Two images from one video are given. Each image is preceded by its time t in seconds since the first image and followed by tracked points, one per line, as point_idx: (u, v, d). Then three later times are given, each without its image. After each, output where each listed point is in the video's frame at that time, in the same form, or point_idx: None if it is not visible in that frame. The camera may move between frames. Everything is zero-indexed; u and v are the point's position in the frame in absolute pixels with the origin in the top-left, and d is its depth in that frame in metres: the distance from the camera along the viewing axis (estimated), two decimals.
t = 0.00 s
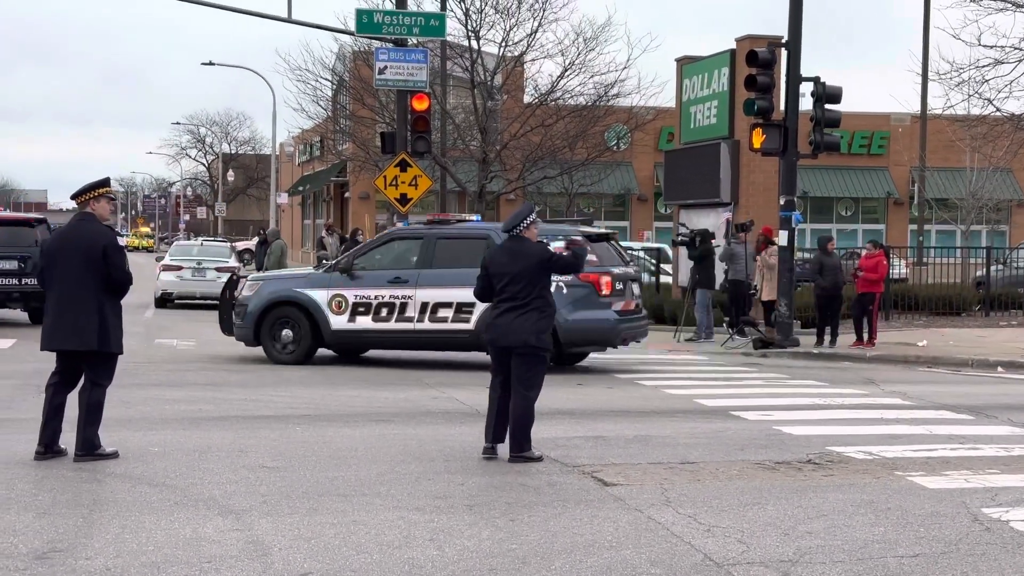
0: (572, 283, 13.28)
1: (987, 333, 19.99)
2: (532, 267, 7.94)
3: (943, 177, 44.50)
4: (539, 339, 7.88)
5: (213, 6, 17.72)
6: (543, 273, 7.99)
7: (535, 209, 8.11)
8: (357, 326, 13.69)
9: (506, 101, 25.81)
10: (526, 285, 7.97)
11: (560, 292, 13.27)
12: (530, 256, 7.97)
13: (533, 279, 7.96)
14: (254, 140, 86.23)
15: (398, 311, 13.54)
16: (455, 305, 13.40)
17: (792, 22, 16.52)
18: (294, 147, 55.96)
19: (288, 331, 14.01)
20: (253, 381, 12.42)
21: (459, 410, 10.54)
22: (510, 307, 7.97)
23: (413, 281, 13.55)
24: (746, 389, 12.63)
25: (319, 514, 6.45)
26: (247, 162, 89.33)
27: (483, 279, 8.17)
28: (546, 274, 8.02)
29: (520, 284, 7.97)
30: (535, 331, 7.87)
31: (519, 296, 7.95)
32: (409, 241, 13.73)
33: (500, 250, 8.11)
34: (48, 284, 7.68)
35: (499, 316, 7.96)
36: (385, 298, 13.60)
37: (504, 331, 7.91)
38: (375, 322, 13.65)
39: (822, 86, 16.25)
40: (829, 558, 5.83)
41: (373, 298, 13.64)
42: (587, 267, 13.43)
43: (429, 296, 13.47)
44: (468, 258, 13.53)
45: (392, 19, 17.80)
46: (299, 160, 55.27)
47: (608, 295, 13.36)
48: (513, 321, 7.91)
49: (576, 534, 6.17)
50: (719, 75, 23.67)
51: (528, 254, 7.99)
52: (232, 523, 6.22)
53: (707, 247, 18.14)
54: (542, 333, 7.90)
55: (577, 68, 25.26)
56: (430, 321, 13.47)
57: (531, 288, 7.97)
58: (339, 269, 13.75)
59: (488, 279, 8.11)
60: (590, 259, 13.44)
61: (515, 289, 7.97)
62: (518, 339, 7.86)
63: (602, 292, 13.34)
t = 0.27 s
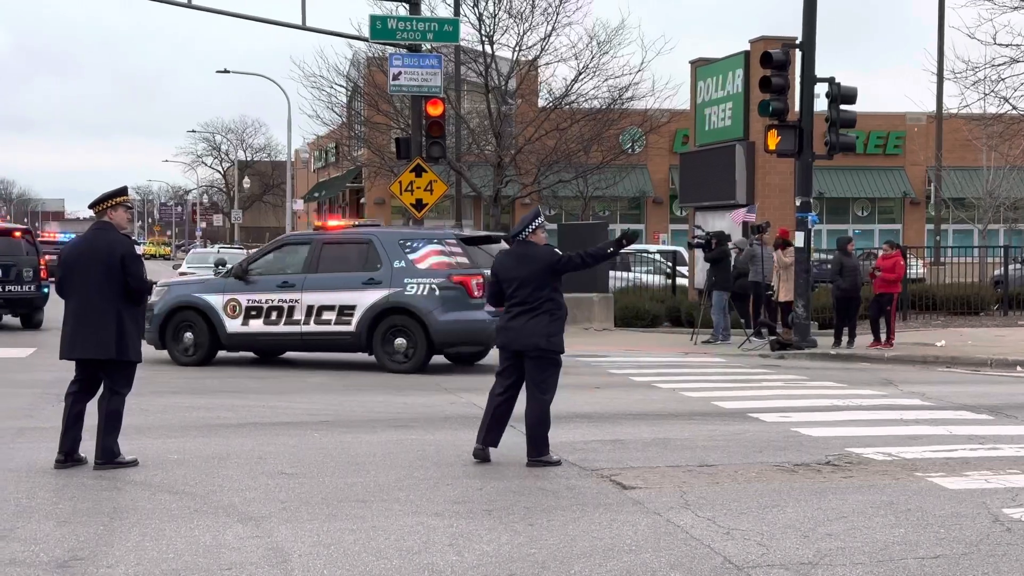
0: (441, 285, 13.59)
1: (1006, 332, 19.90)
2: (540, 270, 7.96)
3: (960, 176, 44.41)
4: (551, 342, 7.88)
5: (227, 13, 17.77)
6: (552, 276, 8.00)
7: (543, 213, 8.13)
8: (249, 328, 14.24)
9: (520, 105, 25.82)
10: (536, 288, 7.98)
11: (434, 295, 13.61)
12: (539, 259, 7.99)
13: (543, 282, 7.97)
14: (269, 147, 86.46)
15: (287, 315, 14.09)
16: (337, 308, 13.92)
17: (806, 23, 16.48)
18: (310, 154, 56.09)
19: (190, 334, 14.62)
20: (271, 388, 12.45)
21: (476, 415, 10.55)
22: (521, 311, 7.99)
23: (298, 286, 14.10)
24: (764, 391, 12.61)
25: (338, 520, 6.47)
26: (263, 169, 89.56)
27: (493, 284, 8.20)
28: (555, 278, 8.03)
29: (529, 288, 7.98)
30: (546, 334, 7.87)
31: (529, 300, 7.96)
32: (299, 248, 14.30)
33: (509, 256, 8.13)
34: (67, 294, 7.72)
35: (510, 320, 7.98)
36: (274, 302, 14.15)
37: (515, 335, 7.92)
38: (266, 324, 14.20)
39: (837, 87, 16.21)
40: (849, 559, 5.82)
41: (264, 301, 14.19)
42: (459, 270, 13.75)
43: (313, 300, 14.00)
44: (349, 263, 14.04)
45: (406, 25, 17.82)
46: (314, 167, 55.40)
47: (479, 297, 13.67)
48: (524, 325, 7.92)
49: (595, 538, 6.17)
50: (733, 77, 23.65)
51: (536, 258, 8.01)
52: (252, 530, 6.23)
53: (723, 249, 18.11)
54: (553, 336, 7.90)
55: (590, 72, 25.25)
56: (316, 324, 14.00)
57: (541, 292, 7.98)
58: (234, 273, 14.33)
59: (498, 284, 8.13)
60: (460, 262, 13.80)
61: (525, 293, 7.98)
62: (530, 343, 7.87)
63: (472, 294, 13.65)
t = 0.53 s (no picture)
0: (328, 288, 13.82)
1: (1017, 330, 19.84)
2: (535, 274, 7.96)
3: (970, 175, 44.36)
4: (548, 346, 7.85)
5: (235, 19, 17.80)
6: (548, 281, 7.99)
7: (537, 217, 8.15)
8: (156, 330, 14.67)
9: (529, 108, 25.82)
10: (532, 292, 7.98)
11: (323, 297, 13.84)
12: (534, 264, 8.00)
13: (538, 287, 7.97)
14: (278, 152, 86.59)
15: (193, 317, 14.49)
16: (237, 310, 14.26)
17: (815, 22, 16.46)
18: (318, 159, 56.17)
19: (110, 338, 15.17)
20: (282, 393, 12.47)
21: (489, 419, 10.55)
22: (517, 315, 7.98)
23: (202, 289, 14.50)
24: (775, 392, 12.59)
25: (351, 526, 6.47)
26: (272, 174, 89.70)
27: (492, 290, 8.22)
28: (552, 281, 8.01)
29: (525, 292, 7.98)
30: (543, 337, 7.85)
31: (525, 304, 7.96)
32: (206, 253, 14.74)
33: (506, 261, 8.14)
34: (78, 302, 7.74)
35: (507, 324, 7.98)
36: (180, 305, 14.58)
37: (512, 338, 7.91)
38: (173, 327, 14.60)
39: (846, 86, 16.19)
40: (863, 561, 5.80)
41: (172, 305, 14.63)
42: (347, 272, 13.94)
43: (215, 302, 14.38)
44: (249, 266, 14.39)
45: (413, 29, 17.84)
46: (323, 172, 55.48)
47: (365, 298, 13.85)
48: (521, 328, 7.91)
49: (608, 541, 6.16)
50: (741, 77, 23.63)
51: (531, 262, 8.01)
52: (265, 536, 6.24)
53: (733, 250, 18.10)
54: (550, 339, 7.88)
55: (599, 74, 25.24)
56: (217, 325, 14.35)
57: (538, 296, 7.97)
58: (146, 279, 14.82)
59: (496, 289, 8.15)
60: (348, 264, 13.94)
61: (521, 297, 7.98)
62: (527, 347, 7.85)
63: (359, 296, 13.84)
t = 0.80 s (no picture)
0: (214, 291, 14.24)
1: None
2: (526, 276, 7.96)
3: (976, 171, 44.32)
4: (539, 348, 7.87)
5: (240, 23, 17.81)
6: (539, 282, 8.00)
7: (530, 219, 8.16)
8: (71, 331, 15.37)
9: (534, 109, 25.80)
10: (522, 294, 7.97)
11: (207, 299, 14.27)
12: (525, 266, 7.99)
13: (529, 288, 7.97)
14: (284, 155, 86.68)
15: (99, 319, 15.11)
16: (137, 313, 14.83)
17: (819, 20, 16.45)
18: (324, 161, 56.20)
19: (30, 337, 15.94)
20: (290, 396, 12.49)
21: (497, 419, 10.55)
22: (509, 317, 7.99)
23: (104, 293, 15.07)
24: (783, 390, 12.58)
25: (361, 528, 6.47)
26: (278, 177, 89.78)
27: (482, 291, 8.21)
28: (543, 283, 8.02)
29: (516, 294, 7.98)
30: (534, 340, 7.87)
31: (516, 306, 7.96)
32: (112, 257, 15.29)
33: (497, 262, 8.15)
34: (84, 306, 7.75)
35: (499, 326, 7.98)
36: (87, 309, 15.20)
37: (504, 340, 7.92)
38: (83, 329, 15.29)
39: (851, 84, 16.18)
40: (874, 558, 5.79)
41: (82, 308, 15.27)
42: (231, 276, 14.34)
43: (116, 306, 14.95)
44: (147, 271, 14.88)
45: (418, 31, 17.85)
46: (329, 174, 55.52)
47: (249, 300, 14.27)
48: (513, 330, 7.92)
49: (618, 541, 6.16)
50: (746, 76, 23.62)
51: (522, 264, 8.01)
52: (275, 539, 6.24)
53: (740, 249, 18.10)
54: (542, 341, 7.90)
55: (604, 74, 25.24)
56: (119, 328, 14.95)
57: (529, 297, 7.97)
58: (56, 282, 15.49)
59: (485, 291, 8.14)
60: (233, 268, 14.34)
61: (512, 299, 7.98)
62: (518, 348, 7.86)
63: (242, 298, 14.25)
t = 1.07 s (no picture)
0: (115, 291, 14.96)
1: None
2: (516, 275, 7.94)
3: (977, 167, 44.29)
4: (532, 347, 7.87)
5: (239, 25, 17.80)
6: (529, 281, 7.98)
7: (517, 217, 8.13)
8: None
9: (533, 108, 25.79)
10: (513, 293, 7.96)
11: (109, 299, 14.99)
12: (515, 264, 7.97)
13: (519, 287, 7.95)
14: (285, 156, 86.66)
15: (18, 320, 16.07)
16: (52, 313, 15.84)
17: (819, 17, 16.44)
18: (325, 162, 56.18)
19: None
20: (292, 397, 12.49)
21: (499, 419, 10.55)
22: (500, 317, 7.97)
23: (27, 295, 16.11)
24: (785, 388, 12.58)
25: (364, 528, 6.48)
26: (279, 178, 89.77)
27: (471, 290, 8.18)
28: (533, 281, 8.01)
29: (507, 293, 7.96)
30: (527, 339, 7.87)
31: (507, 305, 7.95)
32: (35, 262, 16.40)
33: (486, 262, 8.12)
34: (84, 308, 7.74)
35: (491, 326, 7.97)
36: (11, 309, 16.19)
37: (496, 340, 7.91)
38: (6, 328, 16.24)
39: (851, 80, 16.17)
40: (876, 555, 5.79)
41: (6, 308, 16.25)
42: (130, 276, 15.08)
43: (36, 305, 15.95)
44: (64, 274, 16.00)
45: (417, 31, 17.84)
46: (330, 174, 55.51)
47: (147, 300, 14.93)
48: (505, 330, 7.91)
49: (620, 539, 6.16)
50: (746, 73, 23.60)
51: (512, 264, 7.99)
52: (278, 540, 6.24)
53: (741, 246, 18.05)
54: (535, 340, 7.91)
55: (603, 72, 25.24)
56: (39, 326, 15.93)
57: (520, 296, 7.96)
58: None
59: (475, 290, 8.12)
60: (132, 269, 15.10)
61: (503, 298, 7.96)
62: (512, 348, 7.86)
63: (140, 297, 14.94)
